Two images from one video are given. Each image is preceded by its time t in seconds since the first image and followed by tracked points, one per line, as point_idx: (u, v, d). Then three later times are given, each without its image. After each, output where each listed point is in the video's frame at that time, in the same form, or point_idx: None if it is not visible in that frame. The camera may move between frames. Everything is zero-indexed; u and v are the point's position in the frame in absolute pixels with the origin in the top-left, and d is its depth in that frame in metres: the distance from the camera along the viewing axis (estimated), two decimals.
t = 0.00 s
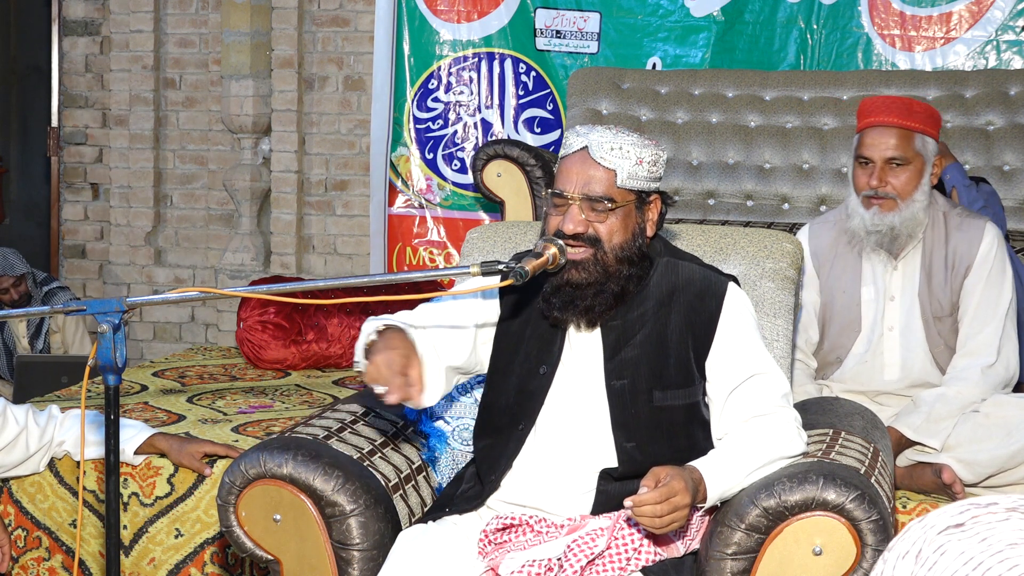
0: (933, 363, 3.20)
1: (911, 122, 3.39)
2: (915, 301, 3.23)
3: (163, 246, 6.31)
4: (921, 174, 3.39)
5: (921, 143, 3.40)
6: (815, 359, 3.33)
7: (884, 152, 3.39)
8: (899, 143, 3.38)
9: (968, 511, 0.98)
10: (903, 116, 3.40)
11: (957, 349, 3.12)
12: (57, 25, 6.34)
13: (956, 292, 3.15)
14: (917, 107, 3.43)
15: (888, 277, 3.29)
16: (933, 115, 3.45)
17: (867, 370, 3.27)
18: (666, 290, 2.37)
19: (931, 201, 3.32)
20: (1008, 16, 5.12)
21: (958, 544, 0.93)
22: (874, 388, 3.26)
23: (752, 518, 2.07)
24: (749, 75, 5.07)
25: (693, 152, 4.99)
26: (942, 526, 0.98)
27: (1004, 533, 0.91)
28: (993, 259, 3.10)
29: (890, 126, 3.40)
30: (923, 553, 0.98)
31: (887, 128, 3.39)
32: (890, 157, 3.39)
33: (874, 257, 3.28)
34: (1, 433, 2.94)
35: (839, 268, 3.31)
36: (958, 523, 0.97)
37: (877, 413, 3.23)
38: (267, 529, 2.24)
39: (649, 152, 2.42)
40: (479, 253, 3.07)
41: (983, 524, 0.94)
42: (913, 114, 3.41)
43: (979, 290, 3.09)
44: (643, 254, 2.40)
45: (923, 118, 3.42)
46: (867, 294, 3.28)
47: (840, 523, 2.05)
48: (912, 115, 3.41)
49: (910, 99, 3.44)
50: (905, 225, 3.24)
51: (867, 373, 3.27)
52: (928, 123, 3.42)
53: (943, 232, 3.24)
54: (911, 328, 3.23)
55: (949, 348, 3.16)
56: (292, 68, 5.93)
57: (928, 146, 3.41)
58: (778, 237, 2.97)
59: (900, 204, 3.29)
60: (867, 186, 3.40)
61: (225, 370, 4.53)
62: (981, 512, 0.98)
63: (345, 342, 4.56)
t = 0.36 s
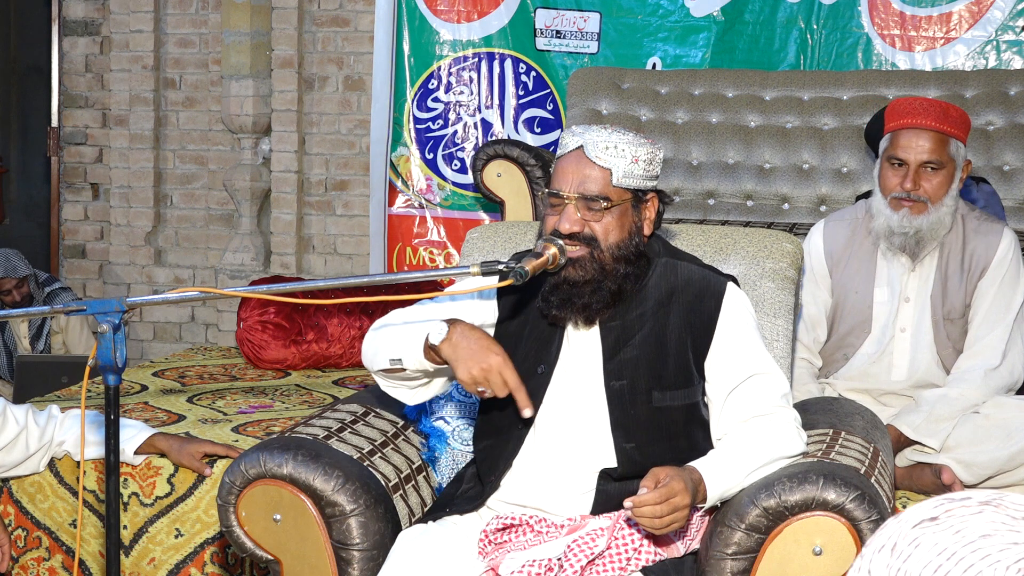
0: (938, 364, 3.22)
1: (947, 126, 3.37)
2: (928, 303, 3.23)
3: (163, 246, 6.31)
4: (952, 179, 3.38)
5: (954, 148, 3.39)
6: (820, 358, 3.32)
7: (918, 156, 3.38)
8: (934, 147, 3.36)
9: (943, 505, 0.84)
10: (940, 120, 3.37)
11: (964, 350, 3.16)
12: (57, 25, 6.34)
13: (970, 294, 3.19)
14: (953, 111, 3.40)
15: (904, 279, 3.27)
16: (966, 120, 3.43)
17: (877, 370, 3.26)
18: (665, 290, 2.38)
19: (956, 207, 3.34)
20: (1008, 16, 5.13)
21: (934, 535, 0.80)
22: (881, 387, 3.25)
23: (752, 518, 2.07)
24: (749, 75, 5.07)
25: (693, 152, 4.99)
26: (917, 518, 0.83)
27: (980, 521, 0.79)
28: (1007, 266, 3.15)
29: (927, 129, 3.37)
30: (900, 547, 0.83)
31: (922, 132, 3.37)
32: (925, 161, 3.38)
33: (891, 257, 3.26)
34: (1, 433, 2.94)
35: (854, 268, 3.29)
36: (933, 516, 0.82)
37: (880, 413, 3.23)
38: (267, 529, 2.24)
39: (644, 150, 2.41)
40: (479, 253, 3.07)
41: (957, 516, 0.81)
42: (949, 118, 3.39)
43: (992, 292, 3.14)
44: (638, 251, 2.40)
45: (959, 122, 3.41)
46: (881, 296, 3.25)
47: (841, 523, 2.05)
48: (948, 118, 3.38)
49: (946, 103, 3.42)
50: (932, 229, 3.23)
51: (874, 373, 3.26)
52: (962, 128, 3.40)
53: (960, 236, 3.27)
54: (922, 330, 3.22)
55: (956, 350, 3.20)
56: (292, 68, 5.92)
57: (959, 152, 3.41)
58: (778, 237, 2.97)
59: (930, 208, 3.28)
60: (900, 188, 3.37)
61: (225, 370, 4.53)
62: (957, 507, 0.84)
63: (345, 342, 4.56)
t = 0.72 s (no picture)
0: (933, 363, 3.21)
1: (910, 123, 3.41)
2: (913, 301, 3.24)
3: (163, 246, 6.31)
4: (922, 174, 3.42)
5: (920, 143, 3.42)
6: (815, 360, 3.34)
7: (885, 155, 3.41)
8: (899, 144, 3.40)
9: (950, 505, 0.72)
10: (903, 118, 3.41)
11: (957, 348, 3.13)
12: (57, 25, 6.34)
13: (954, 291, 3.17)
14: (915, 107, 3.44)
15: (885, 278, 3.30)
16: (929, 114, 3.47)
17: (868, 371, 3.27)
18: (663, 290, 2.38)
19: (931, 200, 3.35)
20: (1008, 16, 5.12)
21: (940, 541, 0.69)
22: (875, 388, 3.26)
23: (752, 518, 2.08)
24: (749, 75, 5.07)
25: (693, 151, 4.99)
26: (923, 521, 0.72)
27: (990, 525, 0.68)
28: (988, 263, 3.13)
29: (890, 128, 3.41)
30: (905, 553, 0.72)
31: (886, 131, 3.41)
32: (891, 159, 3.41)
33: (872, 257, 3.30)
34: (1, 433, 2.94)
35: (837, 269, 3.33)
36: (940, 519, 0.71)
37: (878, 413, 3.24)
38: (268, 529, 2.24)
39: (642, 150, 2.42)
40: (479, 253, 3.07)
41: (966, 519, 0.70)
42: (911, 114, 3.43)
43: (976, 290, 3.11)
44: (636, 251, 2.40)
45: (921, 117, 3.45)
46: (865, 294, 3.29)
47: (840, 523, 2.05)
48: (910, 115, 3.42)
49: (907, 100, 3.46)
50: (909, 226, 3.25)
51: (867, 374, 3.27)
52: (926, 123, 3.44)
53: (939, 231, 3.27)
54: (911, 332, 3.23)
55: (947, 347, 3.18)
56: (292, 68, 5.92)
57: (926, 147, 3.43)
58: (778, 237, 2.97)
59: (903, 205, 3.31)
60: (870, 188, 3.40)
61: (225, 370, 4.53)
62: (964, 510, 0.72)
63: (345, 342, 4.56)
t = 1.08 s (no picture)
0: (928, 362, 3.22)
1: (887, 121, 3.38)
2: (903, 300, 3.24)
3: (163, 246, 6.31)
4: (904, 170, 3.39)
5: (899, 140, 3.39)
6: (811, 360, 3.35)
7: (865, 154, 3.39)
8: (877, 143, 3.38)
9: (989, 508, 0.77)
10: (879, 116, 3.38)
11: (951, 346, 3.13)
12: (57, 25, 6.34)
13: (945, 290, 3.17)
14: (893, 105, 3.40)
15: (874, 277, 3.31)
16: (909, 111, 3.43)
17: (860, 369, 3.28)
18: (658, 293, 2.39)
19: (914, 197, 3.36)
20: (1008, 16, 5.12)
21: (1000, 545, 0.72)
22: (871, 388, 3.27)
23: (752, 518, 2.07)
24: (749, 75, 5.06)
25: (693, 151, 5.00)
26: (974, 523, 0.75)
27: None
28: (977, 261, 3.12)
29: (867, 127, 3.39)
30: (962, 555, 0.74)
31: (864, 130, 3.39)
32: (871, 158, 3.39)
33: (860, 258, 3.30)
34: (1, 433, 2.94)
35: (826, 269, 3.34)
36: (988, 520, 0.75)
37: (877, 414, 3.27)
38: (267, 528, 2.24)
39: (631, 147, 2.43)
40: (479, 253, 3.07)
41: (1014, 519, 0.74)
42: (888, 112, 3.39)
43: (967, 290, 3.11)
44: (631, 250, 2.43)
45: (900, 115, 3.41)
46: (855, 294, 3.30)
47: (840, 523, 2.05)
48: (888, 114, 3.39)
49: (885, 98, 3.43)
50: (893, 224, 3.25)
51: (861, 373, 3.28)
52: (904, 120, 3.40)
53: (926, 229, 3.27)
54: (904, 330, 3.24)
55: (942, 344, 3.18)
56: (292, 68, 5.92)
57: (906, 143, 3.40)
58: (778, 237, 2.98)
59: (886, 202, 3.30)
60: (852, 188, 3.41)
61: (225, 370, 4.54)
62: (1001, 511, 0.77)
63: (345, 342, 4.56)
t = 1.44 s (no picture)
0: (935, 363, 3.25)
1: (931, 124, 3.38)
2: (920, 301, 3.26)
3: (163, 246, 6.31)
4: (939, 176, 3.41)
5: (939, 145, 3.41)
6: (817, 359, 3.38)
7: (905, 154, 3.39)
8: (919, 145, 3.38)
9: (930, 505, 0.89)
10: (923, 118, 3.38)
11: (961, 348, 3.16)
12: (57, 25, 6.35)
13: (961, 292, 3.20)
14: (935, 109, 3.41)
15: (895, 277, 3.31)
16: (947, 117, 3.45)
17: (872, 370, 3.29)
18: (640, 286, 2.43)
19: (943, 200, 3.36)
20: (1008, 16, 5.12)
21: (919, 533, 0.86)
22: (878, 387, 3.26)
23: (752, 518, 2.07)
24: (749, 74, 5.06)
25: (693, 151, 5.00)
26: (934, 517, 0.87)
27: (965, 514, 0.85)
28: (997, 263, 3.16)
29: (912, 128, 3.38)
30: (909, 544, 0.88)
31: (906, 130, 3.38)
32: (910, 160, 3.39)
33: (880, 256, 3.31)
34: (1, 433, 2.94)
35: (845, 270, 3.34)
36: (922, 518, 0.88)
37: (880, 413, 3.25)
38: (267, 528, 2.24)
39: (615, 144, 2.45)
40: (478, 253, 3.08)
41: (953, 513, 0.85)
42: (931, 115, 3.40)
43: (984, 291, 3.14)
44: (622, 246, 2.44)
45: (941, 120, 3.42)
46: (873, 295, 3.30)
47: (840, 523, 2.05)
48: (931, 117, 3.40)
49: (928, 100, 3.43)
50: (921, 226, 3.26)
51: (870, 373, 3.29)
52: (944, 125, 3.42)
53: (949, 234, 3.28)
54: (916, 331, 3.25)
55: (951, 347, 3.21)
56: (292, 68, 5.92)
57: (943, 148, 3.42)
58: (778, 237, 3.06)
59: (920, 205, 3.30)
60: (888, 187, 3.39)
61: (225, 370, 4.54)
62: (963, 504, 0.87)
63: (345, 342, 4.56)
